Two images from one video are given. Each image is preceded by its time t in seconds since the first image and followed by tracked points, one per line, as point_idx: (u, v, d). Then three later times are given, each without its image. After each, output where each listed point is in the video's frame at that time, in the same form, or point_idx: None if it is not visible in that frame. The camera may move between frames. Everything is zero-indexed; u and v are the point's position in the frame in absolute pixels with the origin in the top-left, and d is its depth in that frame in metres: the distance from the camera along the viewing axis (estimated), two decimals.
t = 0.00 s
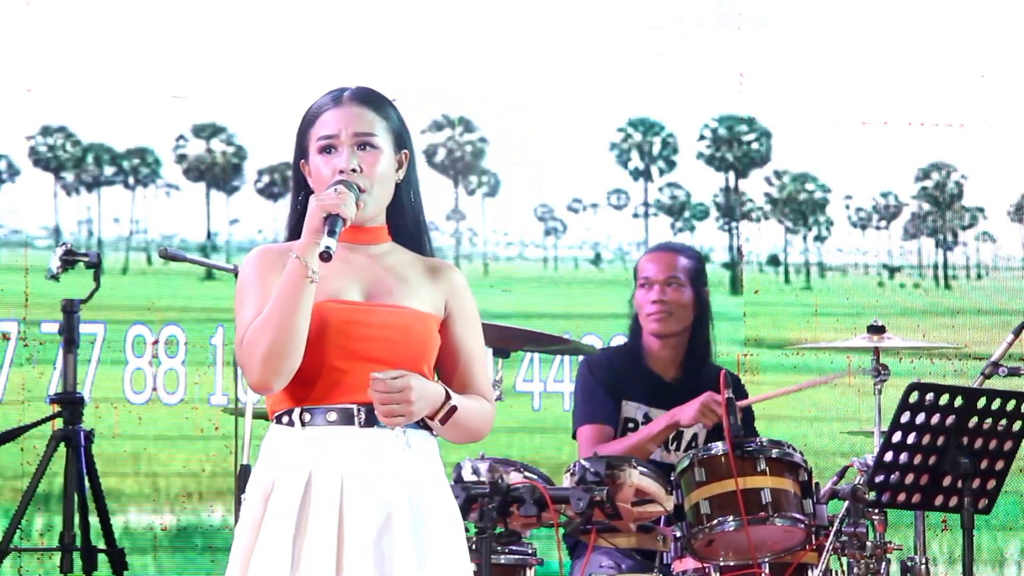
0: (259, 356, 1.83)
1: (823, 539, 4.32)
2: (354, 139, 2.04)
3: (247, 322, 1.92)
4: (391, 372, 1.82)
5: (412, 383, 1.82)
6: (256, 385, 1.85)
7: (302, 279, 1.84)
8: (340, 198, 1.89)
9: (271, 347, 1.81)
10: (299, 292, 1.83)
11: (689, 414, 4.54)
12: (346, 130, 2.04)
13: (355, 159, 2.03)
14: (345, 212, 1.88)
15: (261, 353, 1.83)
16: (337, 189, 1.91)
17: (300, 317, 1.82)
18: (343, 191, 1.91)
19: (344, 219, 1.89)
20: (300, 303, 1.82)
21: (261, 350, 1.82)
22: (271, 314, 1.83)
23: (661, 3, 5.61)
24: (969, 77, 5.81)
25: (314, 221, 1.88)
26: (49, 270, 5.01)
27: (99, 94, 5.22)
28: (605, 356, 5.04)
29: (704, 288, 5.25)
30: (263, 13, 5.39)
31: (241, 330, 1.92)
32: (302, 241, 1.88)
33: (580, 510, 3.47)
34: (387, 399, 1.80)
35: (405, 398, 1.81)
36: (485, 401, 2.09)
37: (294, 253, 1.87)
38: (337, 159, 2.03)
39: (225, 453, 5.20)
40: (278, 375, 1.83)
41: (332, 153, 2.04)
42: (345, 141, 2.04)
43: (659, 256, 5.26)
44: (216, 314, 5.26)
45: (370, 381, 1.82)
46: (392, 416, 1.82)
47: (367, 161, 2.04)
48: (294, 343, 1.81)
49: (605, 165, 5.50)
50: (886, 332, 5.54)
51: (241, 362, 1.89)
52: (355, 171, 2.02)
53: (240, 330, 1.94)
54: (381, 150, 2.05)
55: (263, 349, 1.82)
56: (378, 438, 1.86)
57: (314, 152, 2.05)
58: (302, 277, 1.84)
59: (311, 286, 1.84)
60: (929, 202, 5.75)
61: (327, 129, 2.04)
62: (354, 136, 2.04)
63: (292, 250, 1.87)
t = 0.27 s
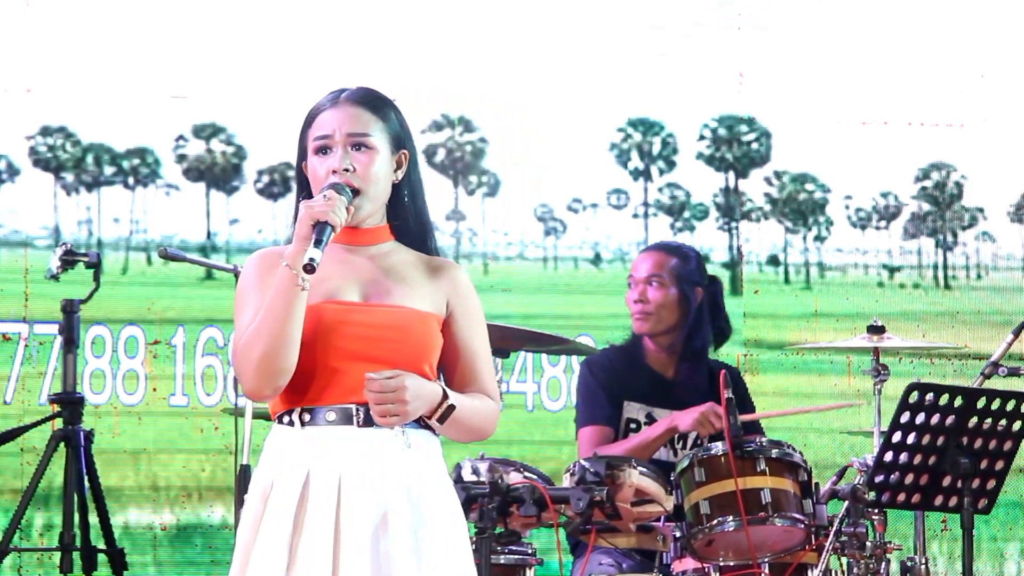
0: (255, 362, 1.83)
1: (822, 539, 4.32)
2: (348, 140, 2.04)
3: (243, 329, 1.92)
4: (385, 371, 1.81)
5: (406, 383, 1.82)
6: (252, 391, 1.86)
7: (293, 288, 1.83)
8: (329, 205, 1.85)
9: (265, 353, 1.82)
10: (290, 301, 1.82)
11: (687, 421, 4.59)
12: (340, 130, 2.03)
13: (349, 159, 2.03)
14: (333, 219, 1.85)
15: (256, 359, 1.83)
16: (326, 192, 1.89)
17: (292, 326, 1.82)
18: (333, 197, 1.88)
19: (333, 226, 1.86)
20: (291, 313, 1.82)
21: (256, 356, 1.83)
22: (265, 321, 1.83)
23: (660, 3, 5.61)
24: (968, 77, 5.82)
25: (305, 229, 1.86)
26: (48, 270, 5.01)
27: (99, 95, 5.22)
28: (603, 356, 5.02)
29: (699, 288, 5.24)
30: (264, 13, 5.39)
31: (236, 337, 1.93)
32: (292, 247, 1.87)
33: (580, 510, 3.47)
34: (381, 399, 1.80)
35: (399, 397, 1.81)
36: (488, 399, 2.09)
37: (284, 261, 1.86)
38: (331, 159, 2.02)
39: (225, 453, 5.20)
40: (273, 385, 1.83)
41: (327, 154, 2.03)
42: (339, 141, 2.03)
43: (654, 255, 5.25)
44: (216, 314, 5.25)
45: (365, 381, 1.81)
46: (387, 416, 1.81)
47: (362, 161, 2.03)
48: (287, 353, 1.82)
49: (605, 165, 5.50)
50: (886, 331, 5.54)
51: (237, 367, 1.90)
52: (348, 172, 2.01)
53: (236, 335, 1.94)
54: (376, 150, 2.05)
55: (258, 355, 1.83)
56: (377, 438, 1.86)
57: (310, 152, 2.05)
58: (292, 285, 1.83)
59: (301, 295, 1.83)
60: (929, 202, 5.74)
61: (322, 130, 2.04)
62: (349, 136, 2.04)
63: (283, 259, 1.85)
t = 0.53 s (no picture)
0: (250, 354, 1.84)
1: (822, 539, 4.32)
2: (345, 137, 2.04)
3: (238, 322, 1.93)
4: (377, 369, 1.81)
5: (398, 382, 1.81)
6: (247, 384, 1.86)
7: (287, 278, 1.84)
8: (319, 194, 1.85)
9: (261, 344, 1.82)
10: (283, 292, 1.83)
11: (684, 417, 4.60)
12: (336, 128, 2.04)
13: (345, 156, 2.03)
14: (323, 208, 1.84)
15: (250, 351, 1.83)
16: (317, 185, 1.89)
17: (286, 318, 1.83)
18: (324, 187, 1.88)
19: (324, 214, 1.85)
20: (285, 304, 1.83)
21: (251, 348, 1.83)
22: (260, 312, 1.83)
23: (660, 3, 5.61)
24: (968, 77, 5.81)
25: (294, 218, 1.85)
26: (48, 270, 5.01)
27: (99, 94, 5.22)
28: (600, 359, 5.01)
29: (694, 288, 5.23)
30: (263, 13, 5.39)
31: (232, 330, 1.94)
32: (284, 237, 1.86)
33: (580, 510, 3.47)
34: (373, 397, 1.79)
35: (391, 396, 1.80)
36: (489, 397, 2.08)
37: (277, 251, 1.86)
38: (327, 156, 2.02)
39: (225, 453, 5.20)
40: (268, 378, 1.84)
41: (323, 151, 2.04)
42: (335, 139, 2.04)
43: (648, 256, 5.24)
44: (216, 314, 5.25)
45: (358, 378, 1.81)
46: (379, 414, 1.81)
47: (358, 158, 2.03)
48: (281, 345, 1.82)
49: (605, 165, 5.50)
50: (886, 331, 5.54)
51: (232, 361, 1.90)
52: (344, 169, 2.01)
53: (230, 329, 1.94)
54: (372, 148, 2.04)
55: (253, 347, 1.83)
56: (375, 437, 1.86)
57: (308, 151, 2.05)
58: (286, 276, 1.84)
59: (295, 285, 1.84)
60: (929, 203, 5.75)
61: (318, 128, 2.04)
62: (345, 134, 2.04)
63: (276, 249, 1.86)
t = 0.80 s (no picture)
0: (249, 351, 1.83)
1: (822, 539, 4.32)
2: (348, 139, 2.03)
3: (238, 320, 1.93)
4: (377, 367, 1.81)
5: (397, 380, 1.81)
6: (245, 381, 1.85)
7: (288, 276, 1.84)
8: (322, 194, 1.86)
9: (260, 341, 1.82)
10: (284, 289, 1.83)
11: (684, 422, 4.58)
12: (340, 129, 2.03)
13: (348, 158, 2.02)
14: (326, 206, 1.86)
15: (249, 348, 1.83)
16: (319, 186, 1.89)
17: (286, 314, 1.83)
18: (327, 187, 1.89)
19: (327, 213, 1.86)
20: (285, 300, 1.83)
21: (250, 345, 1.83)
22: (259, 310, 1.83)
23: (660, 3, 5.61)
24: (968, 77, 5.81)
25: (296, 217, 1.85)
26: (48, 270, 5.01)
27: (99, 95, 5.22)
28: (601, 358, 5.00)
29: (694, 290, 5.24)
30: (263, 13, 5.39)
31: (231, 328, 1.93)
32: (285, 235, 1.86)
33: (580, 510, 3.47)
34: (372, 395, 1.79)
35: (391, 394, 1.80)
36: (488, 400, 2.08)
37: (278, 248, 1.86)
38: (330, 157, 2.02)
39: (225, 454, 5.19)
40: (267, 374, 1.84)
41: (326, 152, 2.03)
42: (338, 140, 2.03)
43: (648, 257, 5.26)
44: (215, 314, 5.24)
45: (357, 376, 1.81)
46: (378, 413, 1.81)
47: (361, 160, 2.03)
48: (281, 341, 1.82)
49: (605, 165, 5.50)
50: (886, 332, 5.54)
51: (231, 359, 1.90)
52: (346, 170, 2.01)
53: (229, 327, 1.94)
54: (375, 150, 2.04)
55: (252, 344, 1.83)
56: (374, 437, 1.86)
57: (310, 151, 2.05)
58: (286, 274, 1.84)
59: (296, 283, 1.85)
60: (928, 203, 5.75)
61: (321, 129, 2.04)
62: (348, 135, 2.03)
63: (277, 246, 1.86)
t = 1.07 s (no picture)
0: (248, 350, 1.84)
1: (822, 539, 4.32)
2: (350, 139, 2.03)
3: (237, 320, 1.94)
4: (379, 370, 1.81)
5: (400, 383, 1.81)
6: (244, 380, 1.86)
7: (287, 276, 1.84)
8: (321, 194, 1.86)
9: (259, 341, 1.82)
10: (283, 289, 1.83)
11: (684, 422, 4.56)
12: (342, 128, 2.03)
13: (350, 158, 2.02)
14: (325, 207, 1.85)
15: (248, 348, 1.83)
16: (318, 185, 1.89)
17: (286, 314, 1.83)
18: (326, 187, 1.89)
19: (324, 214, 1.86)
20: (285, 300, 1.83)
21: (249, 345, 1.83)
22: (258, 309, 1.83)
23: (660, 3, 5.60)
24: (968, 77, 5.81)
25: (295, 217, 1.85)
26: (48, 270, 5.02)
27: (99, 95, 5.23)
28: (605, 362, 5.02)
29: (699, 292, 5.23)
30: (263, 13, 5.39)
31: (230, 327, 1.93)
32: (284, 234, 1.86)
33: (579, 510, 3.47)
34: (374, 398, 1.79)
35: (393, 398, 1.80)
36: (489, 402, 2.08)
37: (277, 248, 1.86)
38: (332, 157, 2.02)
39: (225, 454, 5.19)
40: (266, 374, 1.84)
41: (328, 152, 2.03)
42: (341, 140, 2.03)
43: (652, 260, 5.23)
44: (215, 315, 5.23)
45: (359, 378, 1.81)
46: (380, 415, 1.81)
47: (363, 160, 2.03)
48: (281, 341, 1.83)
49: (605, 165, 5.51)
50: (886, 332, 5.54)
51: (229, 357, 1.90)
52: (348, 170, 2.01)
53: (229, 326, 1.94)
54: (378, 150, 2.04)
55: (251, 344, 1.83)
56: (375, 438, 1.86)
57: (313, 151, 2.05)
58: (286, 273, 1.84)
59: (295, 283, 1.85)
60: (928, 203, 5.76)
61: (324, 128, 2.04)
62: (351, 136, 2.03)
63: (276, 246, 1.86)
